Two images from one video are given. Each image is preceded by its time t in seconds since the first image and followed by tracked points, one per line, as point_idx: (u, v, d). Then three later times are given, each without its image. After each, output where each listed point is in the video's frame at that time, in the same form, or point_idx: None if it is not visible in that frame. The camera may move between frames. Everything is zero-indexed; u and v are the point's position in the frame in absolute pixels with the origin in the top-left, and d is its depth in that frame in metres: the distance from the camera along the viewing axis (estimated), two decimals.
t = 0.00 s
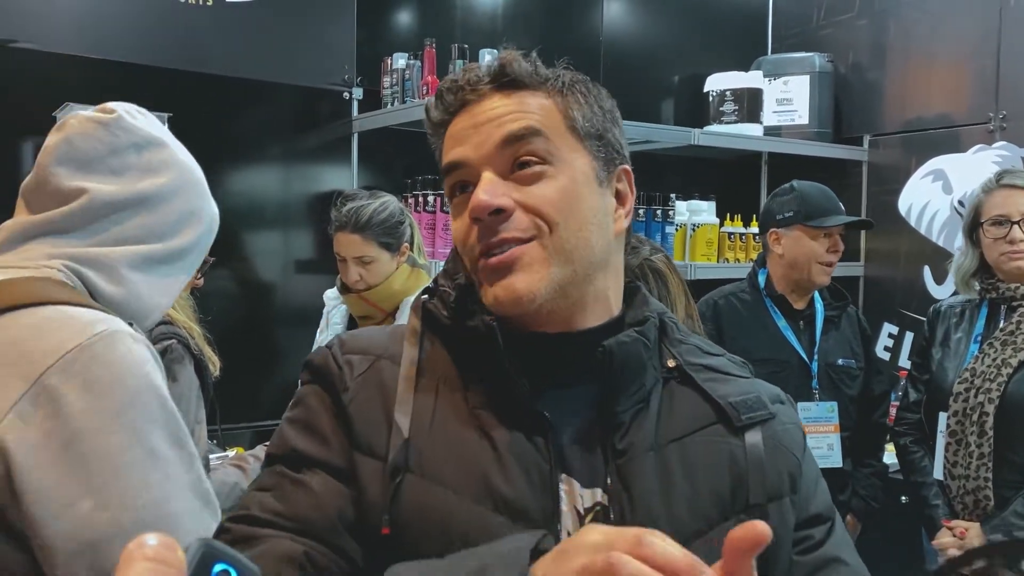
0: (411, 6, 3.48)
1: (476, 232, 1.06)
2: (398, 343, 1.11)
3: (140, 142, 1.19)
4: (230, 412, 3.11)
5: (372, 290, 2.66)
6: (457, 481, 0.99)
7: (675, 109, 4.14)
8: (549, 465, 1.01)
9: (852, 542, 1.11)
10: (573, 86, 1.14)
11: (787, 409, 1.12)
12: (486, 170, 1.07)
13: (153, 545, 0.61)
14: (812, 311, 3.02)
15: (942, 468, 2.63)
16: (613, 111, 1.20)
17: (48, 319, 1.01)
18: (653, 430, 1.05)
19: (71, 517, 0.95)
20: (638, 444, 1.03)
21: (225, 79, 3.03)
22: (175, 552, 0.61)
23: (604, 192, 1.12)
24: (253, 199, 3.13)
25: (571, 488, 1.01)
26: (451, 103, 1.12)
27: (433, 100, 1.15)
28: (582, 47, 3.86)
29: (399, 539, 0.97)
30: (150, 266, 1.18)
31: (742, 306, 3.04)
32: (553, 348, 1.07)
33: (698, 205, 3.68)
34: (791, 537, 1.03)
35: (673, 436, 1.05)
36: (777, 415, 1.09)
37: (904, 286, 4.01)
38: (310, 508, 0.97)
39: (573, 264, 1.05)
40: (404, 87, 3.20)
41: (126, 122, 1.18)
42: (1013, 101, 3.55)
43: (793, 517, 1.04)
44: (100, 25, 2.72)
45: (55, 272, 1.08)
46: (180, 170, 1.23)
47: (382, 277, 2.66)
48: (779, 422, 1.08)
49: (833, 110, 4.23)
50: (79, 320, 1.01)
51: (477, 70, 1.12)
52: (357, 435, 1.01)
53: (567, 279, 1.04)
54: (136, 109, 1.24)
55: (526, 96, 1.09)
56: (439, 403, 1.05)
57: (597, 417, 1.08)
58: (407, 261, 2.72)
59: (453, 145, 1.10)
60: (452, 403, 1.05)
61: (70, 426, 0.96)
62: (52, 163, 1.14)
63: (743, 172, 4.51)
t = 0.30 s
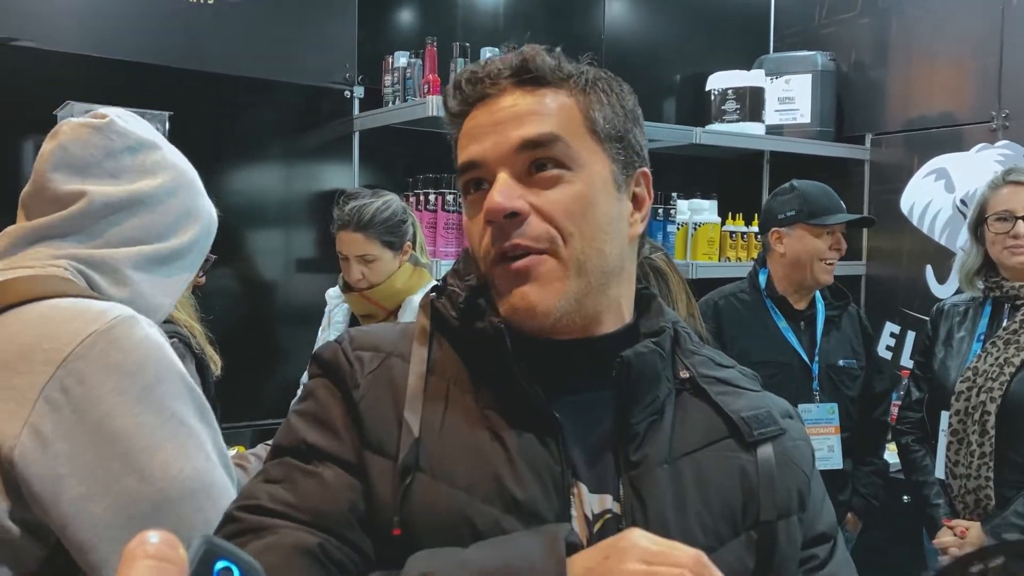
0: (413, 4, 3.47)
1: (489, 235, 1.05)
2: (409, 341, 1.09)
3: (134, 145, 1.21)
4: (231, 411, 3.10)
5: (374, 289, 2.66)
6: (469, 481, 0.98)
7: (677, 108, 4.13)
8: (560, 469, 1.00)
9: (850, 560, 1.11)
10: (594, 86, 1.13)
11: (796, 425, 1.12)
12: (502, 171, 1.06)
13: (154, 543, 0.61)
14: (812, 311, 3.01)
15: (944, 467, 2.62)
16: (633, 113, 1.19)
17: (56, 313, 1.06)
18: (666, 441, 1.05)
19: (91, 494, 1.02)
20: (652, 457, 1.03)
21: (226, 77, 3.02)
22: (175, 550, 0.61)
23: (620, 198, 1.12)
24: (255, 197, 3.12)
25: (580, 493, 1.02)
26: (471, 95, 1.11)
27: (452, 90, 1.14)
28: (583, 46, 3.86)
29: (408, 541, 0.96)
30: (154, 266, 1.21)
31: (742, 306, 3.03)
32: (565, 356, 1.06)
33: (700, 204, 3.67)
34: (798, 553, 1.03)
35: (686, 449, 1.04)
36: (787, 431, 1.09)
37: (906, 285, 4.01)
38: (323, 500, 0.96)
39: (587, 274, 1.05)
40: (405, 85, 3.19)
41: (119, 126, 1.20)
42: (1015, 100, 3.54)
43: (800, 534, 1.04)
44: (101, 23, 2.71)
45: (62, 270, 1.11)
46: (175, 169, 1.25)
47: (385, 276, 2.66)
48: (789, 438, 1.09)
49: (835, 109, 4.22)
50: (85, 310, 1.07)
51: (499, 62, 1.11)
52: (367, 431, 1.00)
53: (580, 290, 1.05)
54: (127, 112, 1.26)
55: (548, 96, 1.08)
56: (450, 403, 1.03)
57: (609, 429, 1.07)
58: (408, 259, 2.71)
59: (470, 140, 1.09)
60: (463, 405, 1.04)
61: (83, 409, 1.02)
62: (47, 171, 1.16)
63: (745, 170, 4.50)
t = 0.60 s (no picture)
0: (415, 2, 3.46)
1: (500, 231, 1.04)
2: (412, 342, 1.09)
3: (110, 126, 1.19)
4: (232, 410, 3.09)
5: (376, 287, 2.64)
6: (473, 486, 0.97)
7: (679, 107, 4.12)
8: (564, 472, 1.00)
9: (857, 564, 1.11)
10: (613, 85, 1.12)
11: (804, 429, 1.12)
12: (516, 168, 1.05)
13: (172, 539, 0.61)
14: (813, 311, 3.01)
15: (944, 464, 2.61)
16: (650, 114, 1.19)
17: (64, 304, 1.07)
18: (674, 446, 1.04)
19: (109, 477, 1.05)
20: (659, 461, 1.02)
21: (227, 75, 3.01)
22: (194, 546, 0.62)
23: (633, 199, 1.12)
24: (257, 196, 3.12)
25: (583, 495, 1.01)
26: (489, 87, 1.10)
27: (469, 81, 1.13)
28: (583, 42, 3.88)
29: (412, 545, 0.95)
30: (152, 251, 1.19)
31: (745, 306, 3.01)
32: (574, 355, 1.06)
33: (703, 202, 3.66)
34: (804, 560, 1.03)
35: (694, 454, 1.04)
36: (795, 435, 1.09)
37: (909, 283, 4.00)
38: (323, 505, 0.95)
39: (596, 276, 1.05)
40: (407, 84, 3.19)
41: (90, 109, 1.18)
42: (1017, 98, 3.53)
43: (807, 539, 1.04)
44: (102, 21, 2.71)
45: (62, 263, 1.11)
46: (157, 145, 1.22)
47: (388, 274, 2.65)
48: (798, 442, 1.08)
49: (838, 107, 4.21)
50: (97, 299, 1.08)
51: (519, 55, 1.10)
52: (368, 433, 0.99)
53: (589, 292, 1.04)
54: (99, 95, 1.24)
55: (566, 92, 1.07)
56: (454, 406, 1.03)
57: (617, 432, 1.07)
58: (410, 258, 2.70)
59: (485, 134, 1.08)
60: (467, 407, 1.03)
61: (98, 392, 1.04)
62: (28, 166, 1.16)
63: (748, 169, 4.49)
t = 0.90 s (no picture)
0: (417, 1, 3.45)
1: (500, 227, 1.04)
2: (407, 346, 1.08)
3: (103, 121, 1.16)
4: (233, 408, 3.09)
5: (377, 286, 2.63)
6: (464, 492, 0.97)
7: (682, 105, 4.11)
8: (560, 474, 1.00)
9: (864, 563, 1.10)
10: (618, 83, 1.12)
11: (809, 429, 1.11)
12: (517, 164, 1.04)
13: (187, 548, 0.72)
14: (812, 309, 3.01)
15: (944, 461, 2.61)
16: (655, 114, 1.19)
17: (88, 303, 1.07)
18: (675, 447, 1.04)
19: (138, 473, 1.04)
20: (659, 462, 1.02)
21: (229, 74, 3.01)
22: (201, 558, 0.71)
23: (635, 200, 1.11)
24: (258, 194, 3.11)
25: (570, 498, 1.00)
26: (493, 81, 1.10)
27: (473, 74, 1.13)
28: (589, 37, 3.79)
29: (402, 554, 0.95)
30: (157, 250, 1.19)
31: (744, 305, 3.01)
32: (572, 357, 1.05)
33: (704, 201, 3.66)
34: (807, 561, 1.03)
35: (694, 455, 1.04)
36: (799, 434, 1.08)
37: (911, 282, 3.99)
38: (313, 516, 0.95)
39: (593, 276, 1.04)
40: (409, 82, 3.20)
41: (81, 106, 1.15)
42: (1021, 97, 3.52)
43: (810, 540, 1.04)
44: (104, 19, 2.71)
45: (75, 259, 1.11)
46: (153, 137, 1.19)
47: (389, 272, 2.64)
48: (801, 441, 1.08)
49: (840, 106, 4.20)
50: (120, 300, 1.08)
51: (525, 49, 1.10)
52: (361, 440, 0.99)
53: (586, 292, 1.04)
54: (86, 84, 1.20)
55: (570, 89, 1.07)
56: (447, 412, 1.02)
57: (617, 433, 1.06)
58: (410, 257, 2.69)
59: (488, 128, 1.07)
60: (463, 411, 1.03)
61: (124, 390, 1.04)
62: (24, 169, 1.14)
63: (750, 168, 4.48)
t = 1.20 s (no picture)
0: None
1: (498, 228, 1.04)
2: (400, 352, 1.09)
3: (94, 118, 1.15)
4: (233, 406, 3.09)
5: (378, 283, 2.63)
6: (452, 497, 0.97)
7: (684, 104, 4.10)
8: (551, 478, 1.00)
9: (867, 566, 1.10)
10: (622, 83, 1.11)
11: (811, 430, 1.11)
12: (517, 163, 1.04)
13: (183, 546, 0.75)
14: (810, 306, 3.00)
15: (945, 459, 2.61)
16: (659, 113, 1.18)
17: (92, 306, 1.07)
18: (674, 447, 1.04)
19: (142, 483, 1.05)
20: (657, 463, 1.02)
21: (230, 72, 3.01)
22: (203, 559, 0.73)
23: (636, 201, 1.11)
24: (260, 193, 3.12)
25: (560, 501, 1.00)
26: (496, 76, 1.09)
27: (475, 69, 1.12)
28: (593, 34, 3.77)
29: (392, 557, 0.95)
30: (156, 249, 1.19)
31: (740, 302, 3.00)
32: (569, 359, 1.05)
33: (706, 200, 3.66)
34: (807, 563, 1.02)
35: (694, 455, 1.03)
36: (800, 435, 1.08)
37: (913, 281, 3.99)
38: (301, 524, 0.96)
39: (594, 280, 1.04)
40: (411, 80, 3.19)
41: (73, 101, 1.14)
42: None
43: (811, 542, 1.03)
44: (106, 17, 2.71)
45: (75, 259, 1.11)
46: (146, 132, 1.18)
47: (390, 270, 2.64)
48: (802, 443, 1.07)
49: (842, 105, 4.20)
50: (126, 307, 1.08)
51: (528, 46, 1.09)
52: (351, 445, 0.99)
53: (585, 295, 1.03)
54: (76, 78, 1.19)
55: (573, 88, 1.06)
56: (440, 416, 1.02)
57: (615, 435, 1.06)
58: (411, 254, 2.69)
59: (490, 126, 1.07)
60: (455, 415, 1.03)
61: (130, 397, 1.04)
62: (17, 168, 1.12)
63: (752, 167, 4.48)
